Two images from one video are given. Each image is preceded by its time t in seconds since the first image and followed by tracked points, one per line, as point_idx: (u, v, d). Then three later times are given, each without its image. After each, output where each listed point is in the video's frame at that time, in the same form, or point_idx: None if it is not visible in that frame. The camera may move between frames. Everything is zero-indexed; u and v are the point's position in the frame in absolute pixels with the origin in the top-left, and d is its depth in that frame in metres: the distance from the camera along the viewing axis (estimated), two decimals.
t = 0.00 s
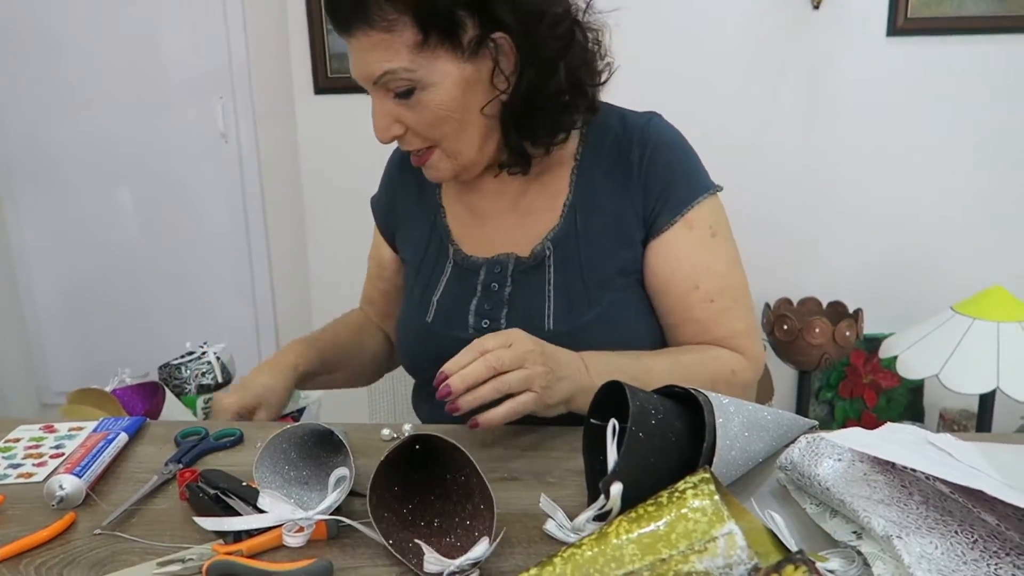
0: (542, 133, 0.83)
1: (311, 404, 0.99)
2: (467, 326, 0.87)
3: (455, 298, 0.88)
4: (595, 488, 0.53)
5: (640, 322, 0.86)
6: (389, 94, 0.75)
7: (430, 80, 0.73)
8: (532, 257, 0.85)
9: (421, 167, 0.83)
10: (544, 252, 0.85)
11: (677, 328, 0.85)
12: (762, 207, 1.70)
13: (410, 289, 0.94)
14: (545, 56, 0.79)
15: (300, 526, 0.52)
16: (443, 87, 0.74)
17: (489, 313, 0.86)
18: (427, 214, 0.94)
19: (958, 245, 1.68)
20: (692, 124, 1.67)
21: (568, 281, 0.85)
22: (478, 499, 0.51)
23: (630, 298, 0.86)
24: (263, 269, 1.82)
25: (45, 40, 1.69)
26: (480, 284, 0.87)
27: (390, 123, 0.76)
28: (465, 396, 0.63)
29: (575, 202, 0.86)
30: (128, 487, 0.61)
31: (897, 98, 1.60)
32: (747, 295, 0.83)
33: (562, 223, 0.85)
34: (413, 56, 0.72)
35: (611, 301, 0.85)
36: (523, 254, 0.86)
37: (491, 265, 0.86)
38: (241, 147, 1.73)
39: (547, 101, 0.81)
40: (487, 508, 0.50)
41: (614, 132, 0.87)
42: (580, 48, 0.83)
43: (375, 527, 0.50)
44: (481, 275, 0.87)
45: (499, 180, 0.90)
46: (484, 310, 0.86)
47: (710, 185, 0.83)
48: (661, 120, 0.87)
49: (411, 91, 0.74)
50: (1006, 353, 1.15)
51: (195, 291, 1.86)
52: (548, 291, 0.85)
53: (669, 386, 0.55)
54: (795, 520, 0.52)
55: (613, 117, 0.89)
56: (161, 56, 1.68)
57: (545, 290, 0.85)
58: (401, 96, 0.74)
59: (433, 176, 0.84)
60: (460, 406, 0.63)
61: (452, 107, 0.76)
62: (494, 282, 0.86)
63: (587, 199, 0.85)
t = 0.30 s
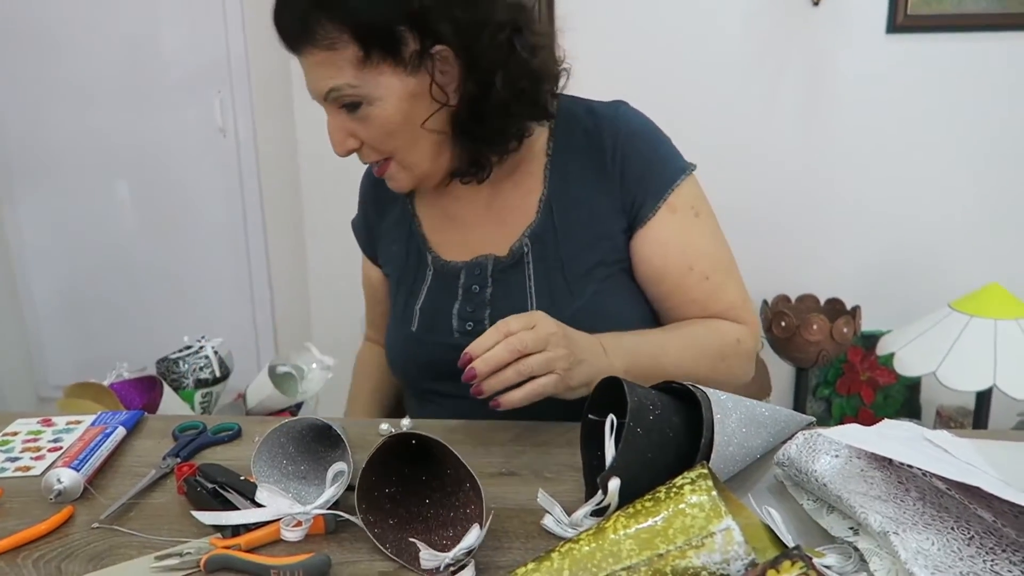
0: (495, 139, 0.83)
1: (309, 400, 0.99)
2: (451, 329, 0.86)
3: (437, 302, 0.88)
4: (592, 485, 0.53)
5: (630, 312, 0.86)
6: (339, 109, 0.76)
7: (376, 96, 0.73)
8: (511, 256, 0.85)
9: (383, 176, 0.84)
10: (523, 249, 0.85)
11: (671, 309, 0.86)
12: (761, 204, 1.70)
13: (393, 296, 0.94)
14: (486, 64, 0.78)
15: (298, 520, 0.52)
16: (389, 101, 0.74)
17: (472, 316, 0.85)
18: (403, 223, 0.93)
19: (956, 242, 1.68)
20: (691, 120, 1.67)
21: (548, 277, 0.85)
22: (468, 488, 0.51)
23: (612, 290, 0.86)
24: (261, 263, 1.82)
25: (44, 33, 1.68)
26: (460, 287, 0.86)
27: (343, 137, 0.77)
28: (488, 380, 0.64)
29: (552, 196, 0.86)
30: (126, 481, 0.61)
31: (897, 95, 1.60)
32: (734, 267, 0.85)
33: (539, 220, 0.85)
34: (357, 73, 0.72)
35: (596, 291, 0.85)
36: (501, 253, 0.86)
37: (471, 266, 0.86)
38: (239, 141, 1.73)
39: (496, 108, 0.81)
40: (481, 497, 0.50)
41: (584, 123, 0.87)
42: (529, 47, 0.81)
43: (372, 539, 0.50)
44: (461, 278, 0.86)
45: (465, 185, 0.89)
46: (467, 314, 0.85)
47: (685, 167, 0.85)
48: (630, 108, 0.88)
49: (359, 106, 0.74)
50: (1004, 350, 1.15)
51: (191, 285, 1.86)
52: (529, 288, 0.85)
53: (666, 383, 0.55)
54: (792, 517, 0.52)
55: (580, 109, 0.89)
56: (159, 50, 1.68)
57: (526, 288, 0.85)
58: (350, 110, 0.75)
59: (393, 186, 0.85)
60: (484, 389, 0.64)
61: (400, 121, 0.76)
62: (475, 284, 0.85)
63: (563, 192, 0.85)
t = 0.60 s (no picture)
0: (464, 143, 0.81)
1: (308, 397, 0.99)
2: (433, 326, 0.86)
3: (419, 297, 0.87)
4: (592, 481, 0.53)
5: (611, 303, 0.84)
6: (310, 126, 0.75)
7: (342, 112, 0.73)
8: (488, 250, 0.85)
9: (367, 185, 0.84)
10: (499, 244, 0.84)
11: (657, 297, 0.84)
12: (759, 202, 1.70)
13: (382, 296, 0.94)
14: (440, 68, 0.75)
15: (298, 517, 0.52)
16: (355, 116, 0.73)
17: (451, 311, 0.85)
18: (388, 219, 0.93)
19: (954, 239, 1.68)
20: (689, 117, 1.67)
21: (525, 272, 0.85)
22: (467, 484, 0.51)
23: (590, 279, 0.84)
24: (259, 260, 1.82)
25: (42, 29, 1.68)
26: (441, 282, 0.86)
27: (319, 153, 0.77)
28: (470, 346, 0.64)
29: (527, 191, 0.85)
30: (125, 478, 0.61)
31: (895, 93, 1.61)
32: (719, 249, 0.82)
33: (515, 214, 0.84)
34: (322, 90, 0.71)
35: (573, 282, 0.84)
36: (480, 248, 0.86)
37: (450, 264, 0.86)
38: (237, 138, 1.73)
39: (460, 113, 0.78)
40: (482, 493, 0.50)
41: (557, 117, 0.85)
42: (484, 49, 0.78)
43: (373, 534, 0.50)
44: (442, 274, 0.86)
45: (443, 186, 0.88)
46: (447, 308, 0.85)
47: (661, 155, 0.83)
48: (601, 99, 0.87)
49: (330, 121, 0.73)
50: (1002, 347, 1.16)
51: (189, 282, 1.85)
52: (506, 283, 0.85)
53: (666, 380, 0.55)
54: (791, 514, 0.52)
55: (552, 104, 0.87)
56: (157, 47, 1.68)
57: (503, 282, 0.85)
58: (321, 127, 0.74)
59: (377, 193, 0.85)
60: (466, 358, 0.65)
61: (370, 133, 0.75)
62: (454, 279, 0.85)
63: (538, 186, 0.84)
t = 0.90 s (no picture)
0: (444, 152, 0.80)
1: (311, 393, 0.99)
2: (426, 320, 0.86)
3: (405, 290, 0.87)
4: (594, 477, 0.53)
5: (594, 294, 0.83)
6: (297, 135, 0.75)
7: (324, 124, 0.72)
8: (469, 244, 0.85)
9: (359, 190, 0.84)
10: (479, 238, 0.84)
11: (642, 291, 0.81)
12: (762, 199, 1.69)
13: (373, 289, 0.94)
14: (414, 79, 0.73)
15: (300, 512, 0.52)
16: (337, 127, 0.73)
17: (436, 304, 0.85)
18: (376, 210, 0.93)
19: (958, 237, 1.67)
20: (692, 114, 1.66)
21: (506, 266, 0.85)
22: (468, 481, 0.51)
23: (574, 270, 0.84)
24: (261, 256, 1.82)
25: (45, 24, 1.68)
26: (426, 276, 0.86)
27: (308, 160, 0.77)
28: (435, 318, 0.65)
29: (505, 185, 0.84)
30: (126, 473, 0.61)
31: (899, 90, 1.60)
32: (702, 239, 0.79)
33: (494, 208, 0.84)
34: (304, 103, 0.71)
35: (552, 274, 0.83)
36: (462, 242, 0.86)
37: (435, 258, 0.86)
38: (239, 134, 1.72)
39: (438, 122, 0.77)
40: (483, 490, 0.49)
41: (536, 114, 0.85)
42: (457, 59, 0.75)
43: (373, 531, 0.50)
44: (427, 268, 0.86)
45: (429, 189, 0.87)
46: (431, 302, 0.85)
47: (638, 147, 0.81)
48: (581, 94, 0.86)
49: (314, 133, 0.73)
50: (1005, 345, 1.15)
51: (191, 278, 1.85)
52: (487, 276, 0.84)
53: (668, 376, 0.55)
54: (794, 511, 0.52)
55: (532, 100, 0.86)
56: (158, 42, 1.68)
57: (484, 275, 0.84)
58: (306, 138, 0.74)
59: (369, 197, 0.85)
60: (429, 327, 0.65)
61: (354, 142, 0.75)
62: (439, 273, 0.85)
63: (516, 180, 0.84)
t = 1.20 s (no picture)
0: (449, 143, 0.80)
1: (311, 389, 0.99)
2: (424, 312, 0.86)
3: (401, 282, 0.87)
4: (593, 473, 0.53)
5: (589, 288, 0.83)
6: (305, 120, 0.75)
7: (334, 108, 0.72)
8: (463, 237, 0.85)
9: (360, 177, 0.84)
10: (474, 231, 0.84)
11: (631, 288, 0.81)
12: (763, 195, 1.69)
13: (368, 281, 0.94)
14: (426, 70, 0.74)
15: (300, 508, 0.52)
16: (347, 112, 0.72)
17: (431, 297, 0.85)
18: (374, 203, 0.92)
19: (958, 234, 1.67)
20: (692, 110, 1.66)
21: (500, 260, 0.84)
22: (469, 477, 0.51)
23: (565, 265, 0.83)
24: (262, 252, 1.81)
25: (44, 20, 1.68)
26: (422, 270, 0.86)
27: (314, 145, 0.77)
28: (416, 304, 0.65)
29: (500, 179, 0.84)
30: (127, 470, 0.61)
31: (900, 86, 1.60)
32: (693, 239, 0.79)
33: (489, 201, 0.84)
34: (315, 86, 0.71)
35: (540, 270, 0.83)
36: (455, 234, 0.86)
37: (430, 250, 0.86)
38: (240, 130, 1.72)
39: (446, 113, 0.77)
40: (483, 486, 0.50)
41: (533, 107, 0.84)
42: (469, 51, 0.76)
43: (373, 527, 0.50)
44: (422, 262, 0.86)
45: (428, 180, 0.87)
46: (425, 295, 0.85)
47: (634, 145, 0.80)
48: (580, 90, 0.85)
49: (323, 117, 0.73)
50: (1006, 341, 1.15)
51: (191, 274, 1.85)
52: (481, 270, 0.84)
53: (668, 371, 0.55)
54: (793, 506, 0.52)
55: (531, 92, 0.86)
56: (157, 39, 1.67)
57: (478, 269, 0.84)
58: (315, 122, 0.74)
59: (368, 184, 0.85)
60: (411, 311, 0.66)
61: (361, 128, 0.74)
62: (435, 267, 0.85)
63: (510, 173, 0.84)
